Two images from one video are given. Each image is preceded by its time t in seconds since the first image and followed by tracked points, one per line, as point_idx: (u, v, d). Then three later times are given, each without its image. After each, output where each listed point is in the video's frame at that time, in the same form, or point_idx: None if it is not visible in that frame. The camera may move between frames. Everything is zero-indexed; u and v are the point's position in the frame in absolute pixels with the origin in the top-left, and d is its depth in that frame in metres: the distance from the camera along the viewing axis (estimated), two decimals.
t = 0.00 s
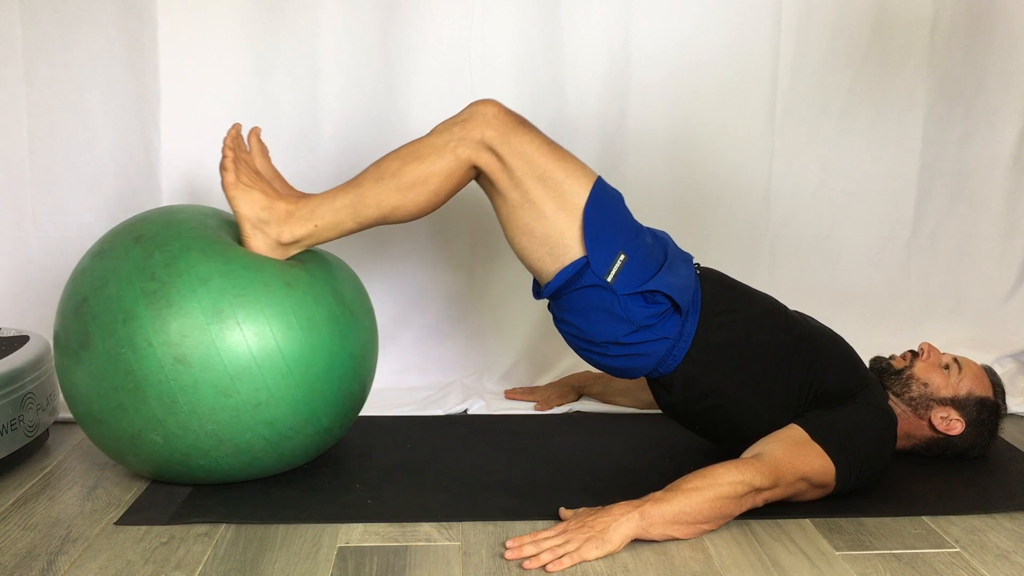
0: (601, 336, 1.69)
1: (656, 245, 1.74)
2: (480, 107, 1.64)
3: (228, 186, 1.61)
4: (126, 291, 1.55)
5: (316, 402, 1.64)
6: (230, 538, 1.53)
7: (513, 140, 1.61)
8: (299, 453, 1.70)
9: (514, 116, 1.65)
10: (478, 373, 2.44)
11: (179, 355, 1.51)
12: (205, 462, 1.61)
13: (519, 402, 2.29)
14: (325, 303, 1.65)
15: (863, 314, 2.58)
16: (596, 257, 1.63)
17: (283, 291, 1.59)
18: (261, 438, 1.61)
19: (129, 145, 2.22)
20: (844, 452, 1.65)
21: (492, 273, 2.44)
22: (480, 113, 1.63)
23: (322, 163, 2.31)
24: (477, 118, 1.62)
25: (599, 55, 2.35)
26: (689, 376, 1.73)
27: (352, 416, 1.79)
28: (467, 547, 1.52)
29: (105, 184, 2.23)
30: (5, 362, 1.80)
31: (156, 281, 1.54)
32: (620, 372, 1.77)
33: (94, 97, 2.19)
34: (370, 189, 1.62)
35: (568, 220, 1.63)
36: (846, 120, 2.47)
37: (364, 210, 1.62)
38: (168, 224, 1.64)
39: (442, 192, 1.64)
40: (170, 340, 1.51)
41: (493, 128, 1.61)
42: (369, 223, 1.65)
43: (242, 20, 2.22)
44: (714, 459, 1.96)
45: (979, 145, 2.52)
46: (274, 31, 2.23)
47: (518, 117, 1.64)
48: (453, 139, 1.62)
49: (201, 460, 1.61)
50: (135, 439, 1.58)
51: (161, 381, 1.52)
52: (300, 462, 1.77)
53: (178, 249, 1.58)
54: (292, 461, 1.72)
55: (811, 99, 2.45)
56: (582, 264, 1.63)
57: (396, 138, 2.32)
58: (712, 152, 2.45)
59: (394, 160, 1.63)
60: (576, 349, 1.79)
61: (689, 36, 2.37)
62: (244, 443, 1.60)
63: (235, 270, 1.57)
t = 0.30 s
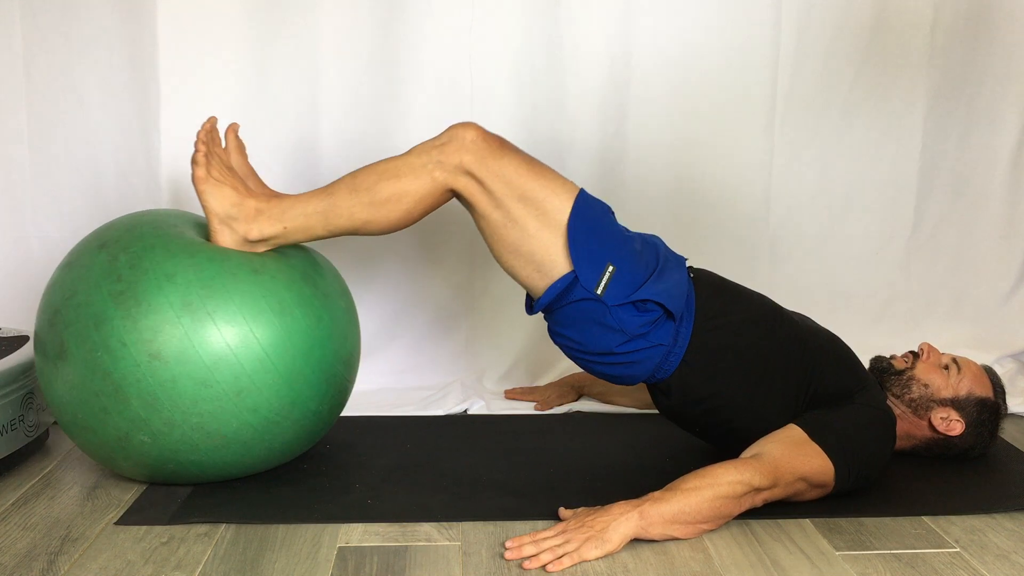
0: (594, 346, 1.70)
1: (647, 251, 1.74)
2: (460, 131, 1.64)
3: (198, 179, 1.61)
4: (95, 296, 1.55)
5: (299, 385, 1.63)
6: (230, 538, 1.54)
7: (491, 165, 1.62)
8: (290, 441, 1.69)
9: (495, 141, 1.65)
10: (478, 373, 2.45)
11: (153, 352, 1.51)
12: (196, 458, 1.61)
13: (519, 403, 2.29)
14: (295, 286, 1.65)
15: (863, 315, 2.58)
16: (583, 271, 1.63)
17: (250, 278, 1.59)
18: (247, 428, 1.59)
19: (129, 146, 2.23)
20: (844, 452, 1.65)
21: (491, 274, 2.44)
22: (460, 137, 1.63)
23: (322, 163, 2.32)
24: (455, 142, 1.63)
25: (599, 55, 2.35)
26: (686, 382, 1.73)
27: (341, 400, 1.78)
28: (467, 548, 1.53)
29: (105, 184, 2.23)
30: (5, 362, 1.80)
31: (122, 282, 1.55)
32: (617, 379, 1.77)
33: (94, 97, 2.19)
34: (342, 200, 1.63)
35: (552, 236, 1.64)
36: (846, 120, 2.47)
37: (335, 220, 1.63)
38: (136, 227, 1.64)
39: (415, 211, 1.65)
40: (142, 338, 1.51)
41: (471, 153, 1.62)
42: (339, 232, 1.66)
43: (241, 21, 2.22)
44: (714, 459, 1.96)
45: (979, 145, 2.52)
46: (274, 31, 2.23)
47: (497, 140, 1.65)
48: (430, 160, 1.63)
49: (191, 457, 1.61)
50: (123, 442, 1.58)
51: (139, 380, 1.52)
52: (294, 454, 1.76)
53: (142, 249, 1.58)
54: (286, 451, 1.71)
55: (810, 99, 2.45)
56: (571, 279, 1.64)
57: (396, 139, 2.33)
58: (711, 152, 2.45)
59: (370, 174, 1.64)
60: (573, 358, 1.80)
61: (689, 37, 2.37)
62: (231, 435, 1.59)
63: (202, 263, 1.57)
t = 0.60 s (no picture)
0: (591, 347, 1.70)
1: (642, 252, 1.74)
2: (447, 146, 1.65)
3: (179, 175, 1.62)
4: (76, 303, 1.55)
5: (287, 377, 1.62)
6: (230, 538, 1.54)
7: (477, 180, 1.64)
8: (282, 435, 1.68)
9: (481, 156, 1.66)
10: (477, 373, 2.45)
11: (137, 354, 1.51)
12: (191, 457, 1.61)
13: (519, 403, 2.29)
14: (276, 280, 1.64)
15: (862, 315, 2.58)
16: (576, 276, 1.64)
17: (231, 274, 1.59)
18: (238, 422, 1.59)
19: (129, 146, 2.23)
20: (844, 452, 1.65)
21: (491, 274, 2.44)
22: (447, 152, 1.64)
23: (322, 164, 2.32)
24: (441, 157, 1.64)
25: (599, 56, 2.35)
26: (685, 382, 1.73)
27: (333, 391, 1.77)
28: (467, 548, 1.53)
29: (105, 184, 2.24)
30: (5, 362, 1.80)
31: (102, 286, 1.55)
32: (615, 380, 1.78)
33: (94, 98, 2.19)
34: (326, 206, 1.64)
35: (543, 242, 1.66)
36: (845, 121, 2.47)
37: (317, 225, 1.64)
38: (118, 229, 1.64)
39: (398, 223, 1.66)
40: (125, 340, 1.51)
41: (457, 168, 1.63)
42: (319, 238, 1.67)
43: (241, 21, 2.22)
44: (713, 459, 1.96)
45: (979, 145, 2.52)
46: (273, 32, 2.23)
47: (484, 155, 1.66)
48: (417, 174, 1.64)
49: (185, 456, 1.60)
50: (116, 446, 1.58)
51: (125, 383, 1.52)
52: (290, 449, 1.75)
53: (120, 252, 1.58)
54: (280, 445, 1.70)
55: (810, 99, 2.45)
56: (564, 284, 1.65)
57: (396, 139, 2.33)
58: (711, 153, 2.45)
59: (355, 183, 1.65)
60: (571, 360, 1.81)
61: (689, 37, 2.37)
62: (223, 431, 1.58)
63: (181, 262, 1.57)
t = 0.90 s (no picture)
0: (592, 344, 1.71)
1: (643, 248, 1.74)
2: (441, 155, 1.65)
3: (168, 174, 1.62)
4: (70, 304, 1.55)
5: (283, 373, 1.62)
6: (230, 538, 1.54)
7: (470, 188, 1.63)
8: (279, 432, 1.68)
9: (475, 164, 1.66)
10: (477, 373, 2.45)
11: (131, 353, 1.51)
12: (189, 456, 1.60)
13: (519, 402, 2.29)
14: (270, 277, 1.64)
15: (862, 315, 2.58)
16: (576, 276, 1.65)
17: (224, 272, 1.59)
18: (234, 419, 1.59)
19: (129, 146, 2.23)
20: (844, 452, 1.65)
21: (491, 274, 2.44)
22: (440, 160, 1.64)
23: (321, 164, 2.32)
24: (435, 166, 1.64)
25: (599, 56, 2.35)
26: (687, 378, 1.73)
27: (329, 387, 1.77)
28: (467, 548, 1.53)
29: (105, 184, 2.24)
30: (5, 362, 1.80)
31: (95, 286, 1.55)
32: (617, 375, 1.78)
33: (94, 98, 2.19)
34: (319, 211, 1.63)
35: (541, 243, 1.66)
36: (845, 121, 2.47)
37: (309, 230, 1.64)
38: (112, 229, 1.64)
39: (391, 229, 1.66)
40: (118, 340, 1.51)
41: (451, 177, 1.63)
42: (311, 241, 1.66)
43: (241, 21, 2.22)
44: (713, 459, 1.96)
45: (980, 145, 2.52)
46: (273, 32, 2.23)
47: (478, 162, 1.66)
48: (410, 181, 1.63)
49: (183, 455, 1.60)
50: (113, 446, 1.58)
51: (120, 383, 1.52)
52: (288, 446, 1.75)
53: (112, 252, 1.58)
54: (277, 442, 1.70)
55: (810, 99, 2.45)
56: (564, 284, 1.65)
57: (396, 139, 2.33)
58: (712, 153, 2.45)
59: (348, 188, 1.64)
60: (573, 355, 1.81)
61: (689, 37, 2.37)
62: (219, 428, 1.58)
63: (174, 260, 1.57)
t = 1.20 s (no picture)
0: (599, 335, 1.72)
1: (651, 240, 1.74)
2: (445, 149, 1.65)
3: (172, 169, 1.61)
4: (75, 300, 1.55)
5: (285, 374, 1.62)
6: (230, 538, 1.53)
7: (475, 181, 1.64)
8: (281, 432, 1.68)
9: (479, 159, 1.66)
10: (477, 373, 2.45)
11: (135, 351, 1.51)
12: (190, 454, 1.60)
13: (519, 402, 2.29)
14: (274, 277, 1.64)
15: (862, 315, 2.58)
16: (582, 268, 1.65)
17: (228, 271, 1.59)
18: (237, 418, 1.59)
19: (129, 146, 2.23)
20: (844, 452, 1.65)
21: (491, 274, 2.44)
22: (445, 155, 1.64)
23: (321, 164, 2.32)
24: (440, 160, 1.64)
25: (599, 57, 2.35)
26: (691, 371, 1.73)
27: (331, 388, 1.77)
28: (467, 548, 1.53)
29: (104, 184, 2.23)
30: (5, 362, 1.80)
31: (100, 283, 1.55)
32: (623, 366, 1.79)
33: (94, 98, 2.19)
34: (324, 205, 1.63)
35: (546, 236, 1.66)
36: (845, 121, 2.47)
37: (314, 224, 1.64)
38: (116, 225, 1.64)
39: (396, 223, 1.66)
40: (122, 337, 1.51)
41: (455, 171, 1.63)
42: (315, 235, 1.66)
43: (241, 20, 2.22)
44: (713, 458, 1.96)
45: (980, 146, 2.52)
46: (272, 32, 2.23)
47: (483, 156, 1.66)
48: (415, 176, 1.64)
49: (184, 454, 1.60)
50: (115, 443, 1.58)
51: (123, 380, 1.52)
52: (289, 446, 1.75)
53: (117, 249, 1.58)
54: (279, 441, 1.70)
55: (810, 100, 2.45)
56: (570, 277, 1.66)
57: (396, 140, 2.33)
58: (711, 153, 2.45)
59: (353, 182, 1.64)
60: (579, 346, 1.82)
61: (689, 38, 2.37)
62: (221, 427, 1.58)
63: (179, 258, 1.57)
